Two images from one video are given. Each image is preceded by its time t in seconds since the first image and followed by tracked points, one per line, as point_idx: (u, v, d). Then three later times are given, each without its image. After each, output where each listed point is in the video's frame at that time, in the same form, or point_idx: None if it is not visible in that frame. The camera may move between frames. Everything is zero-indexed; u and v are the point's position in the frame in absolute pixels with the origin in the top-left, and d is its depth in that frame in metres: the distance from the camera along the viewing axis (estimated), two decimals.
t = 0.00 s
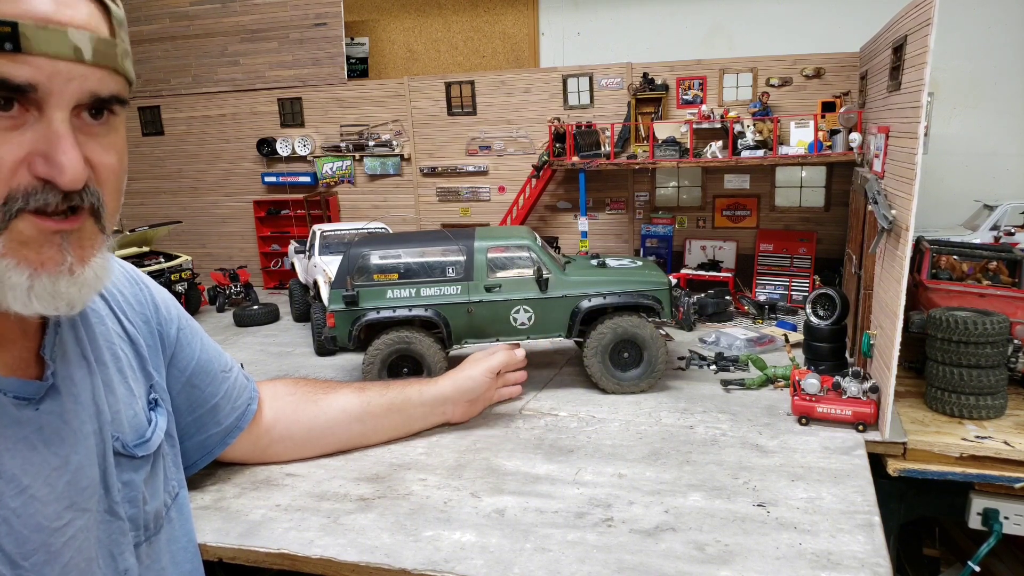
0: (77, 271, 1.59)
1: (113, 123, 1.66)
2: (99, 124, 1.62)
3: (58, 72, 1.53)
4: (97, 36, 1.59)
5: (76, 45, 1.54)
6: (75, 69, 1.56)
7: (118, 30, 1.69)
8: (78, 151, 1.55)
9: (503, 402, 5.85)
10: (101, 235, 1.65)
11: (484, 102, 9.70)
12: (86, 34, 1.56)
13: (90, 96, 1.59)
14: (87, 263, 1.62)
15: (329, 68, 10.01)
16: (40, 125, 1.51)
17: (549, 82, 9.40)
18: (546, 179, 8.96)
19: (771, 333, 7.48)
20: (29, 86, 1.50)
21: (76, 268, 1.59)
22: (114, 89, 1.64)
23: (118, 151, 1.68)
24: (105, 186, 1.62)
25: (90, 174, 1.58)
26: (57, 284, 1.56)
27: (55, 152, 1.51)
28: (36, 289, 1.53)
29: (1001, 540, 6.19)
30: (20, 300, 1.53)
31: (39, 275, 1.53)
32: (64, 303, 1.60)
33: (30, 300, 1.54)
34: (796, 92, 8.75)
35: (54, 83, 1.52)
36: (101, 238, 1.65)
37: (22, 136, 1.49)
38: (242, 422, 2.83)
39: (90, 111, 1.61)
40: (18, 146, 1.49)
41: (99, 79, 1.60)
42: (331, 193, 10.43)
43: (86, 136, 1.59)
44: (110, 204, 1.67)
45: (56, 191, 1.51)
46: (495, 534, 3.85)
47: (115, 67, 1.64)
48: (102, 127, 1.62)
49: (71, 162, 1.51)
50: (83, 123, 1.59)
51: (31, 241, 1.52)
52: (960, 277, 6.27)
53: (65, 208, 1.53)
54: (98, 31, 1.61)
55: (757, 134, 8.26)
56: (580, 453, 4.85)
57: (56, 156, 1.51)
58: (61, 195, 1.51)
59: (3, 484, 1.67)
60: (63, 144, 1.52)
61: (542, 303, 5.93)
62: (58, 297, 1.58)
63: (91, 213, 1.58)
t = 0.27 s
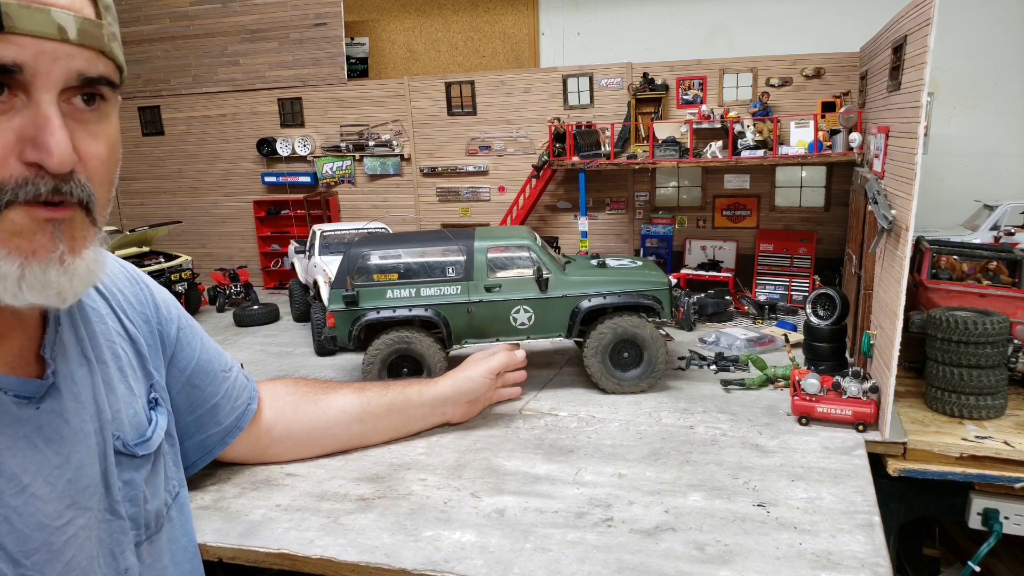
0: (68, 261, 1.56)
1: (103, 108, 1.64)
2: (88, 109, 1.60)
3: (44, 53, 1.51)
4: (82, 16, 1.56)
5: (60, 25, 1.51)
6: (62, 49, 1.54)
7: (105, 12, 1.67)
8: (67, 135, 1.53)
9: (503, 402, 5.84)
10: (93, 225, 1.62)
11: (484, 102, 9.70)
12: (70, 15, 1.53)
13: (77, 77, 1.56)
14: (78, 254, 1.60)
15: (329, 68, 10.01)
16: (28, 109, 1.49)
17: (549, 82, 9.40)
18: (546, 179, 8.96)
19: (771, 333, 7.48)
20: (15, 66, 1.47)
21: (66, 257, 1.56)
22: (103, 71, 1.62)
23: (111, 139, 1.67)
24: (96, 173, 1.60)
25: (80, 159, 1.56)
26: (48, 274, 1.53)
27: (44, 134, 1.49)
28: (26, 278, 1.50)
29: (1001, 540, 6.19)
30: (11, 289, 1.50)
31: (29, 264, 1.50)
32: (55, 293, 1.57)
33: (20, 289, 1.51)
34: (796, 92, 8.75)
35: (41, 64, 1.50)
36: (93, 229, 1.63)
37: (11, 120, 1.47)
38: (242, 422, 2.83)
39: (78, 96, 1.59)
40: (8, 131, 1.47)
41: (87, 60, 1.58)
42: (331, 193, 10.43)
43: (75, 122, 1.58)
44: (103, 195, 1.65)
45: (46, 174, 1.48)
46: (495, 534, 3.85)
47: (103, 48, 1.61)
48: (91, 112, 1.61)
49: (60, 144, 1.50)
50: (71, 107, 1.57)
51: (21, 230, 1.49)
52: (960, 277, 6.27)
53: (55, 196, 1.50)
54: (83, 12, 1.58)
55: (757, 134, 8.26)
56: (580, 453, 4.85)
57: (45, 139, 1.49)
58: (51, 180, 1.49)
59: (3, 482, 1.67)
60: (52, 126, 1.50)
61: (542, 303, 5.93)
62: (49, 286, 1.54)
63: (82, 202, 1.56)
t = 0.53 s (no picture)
0: (58, 257, 1.57)
1: (92, 115, 1.62)
2: (76, 115, 1.59)
3: (33, 62, 1.49)
4: (72, 25, 1.54)
5: (49, 34, 1.49)
6: (49, 59, 1.51)
7: (98, 18, 1.65)
8: (55, 143, 1.53)
9: (503, 402, 5.84)
10: (86, 221, 1.63)
11: (484, 102, 9.70)
12: (60, 24, 1.51)
13: (66, 86, 1.55)
14: (71, 250, 1.61)
15: (329, 68, 10.01)
16: (16, 115, 1.48)
17: (549, 82, 9.40)
18: (546, 179, 8.96)
19: (771, 333, 7.48)
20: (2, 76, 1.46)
21: (56, 254, 1.57)
22: (93, 80, 1.60)
23: (104, 141, 1.67)
24: (89, 171, 1.60)
25: (68, 162, 1.55)
26: (38, 270, 1.54)
27: (31, 142, 1.48)
28: (15, 275, 1.51)
29: (1001, 540, 6.19)
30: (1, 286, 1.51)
31: (19, 261, 1.51)
32: (47, 290, 1.58)
33: (10, 285, 1.52)
34: (795, 92, 8.75)
35: (29, 73, 1.49)
36: (86, 225, 1.64)
37: None
38: (241, 422, 2.82)
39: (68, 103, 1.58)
40: None
41: (76, 70, 1.56)
42: (331, 193, 10.43)
43: (65, 128, 1.57)
44: (99, 192, 1.66)
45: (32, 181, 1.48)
46: (495, 534, 3.85)
47: (93, 56, 1.59)
48: (80, 118, 1.59)
49: (46, 153, 1.49)
50: (60, 113, 1.56)
51: (11, 228, 1.50)
52: (960, 277, 6.27)
53: (43, 197, 1.51)
54: (73, 19, 1.56)
55: (757, 134, 8.26)
56: (581, 453, 4.85)
57: (31, 147, 1.48)
58: (38, 185, 1.49)
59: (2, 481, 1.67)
60: (39, 135, 1.49)
61: (542, 303, 5.93)
62: (40, 283, 1.55)
63: (71, 200, 1.56)
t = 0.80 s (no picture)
0: (74, 267, 1.57)
1: (102, 120, 1.62)
2: (88, 122, 1.58)
3: (47, 74, 1.49)
4: (82, 34, 1.55)
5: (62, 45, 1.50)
6: (63, 70, 1.52)
7: (104, 25, 1.65)
8: (69, 152, 1.52)
9: (503, 402, 5.84)
10: (95, 230, 1.63)
11: (484, 102, 9.70)
12: (71, 34, 1.52)
13: (78, 95, 1.55)
14: (84, 258, 1.61)
15: (329, 68, 10.01)
16: (31, 125, 1.48)
17: (549, 82, 9.39)
18: (546, 179, 8.96)
19: (771, 333, 7.49)
20: (16, 88, 1.45)
21: (72, 262, 1.57)
22: (103, 87, 1.61)
23: (110, 148, 1.66)
24: (96, 184, 1.60)
25: (80, 172, 1.55)
26: (56, 279, 1.53)
27: (47, 151, 1.48)
28: (35, 284, 1.50)
29: (1001, 540, 6.19)
30: (20, 297, 1.50)
31: (38, 271, 1.51)
32: (64, 299, 1.57)
33: (30, 297, 1.51)
34: (795, 92, 8.75)
35: (43, 84, 1.49)
36: (96, 234, 1.63)
37: (13, 136, 1.46)
38: (241, 422, 2.82)
39: (78, 110, 1.58)
40: (10, 147, 1.46)
41: (88, 79, 1.56)
42: (331, 193, 10.43)
43: (77, 137, 1.56)
44: (103, 198, 1.65)
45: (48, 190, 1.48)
46: (495, 534, 3.85)
47: (103, 64, 1.60)
48: (92, 124, 1.59)
49: (63, 160, 1.49)
50: (73, 121, 1.56)
51: (28, 238, 1.49)
52: (960, 277, 6.28)
53: (58, 206, 1.50)
54: (83, 28, 1.57)
55: (757, 134, 8.26)
56: (580, 453, 4.85)
57: (48, 156, 1.48)
58: (52, 194, 1.49)
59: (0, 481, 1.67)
60: (55, 144, 1.49)
61: (542, 303, 5.93)
62: (57, 292, 1.54)
63: (85, 209, 1.56)
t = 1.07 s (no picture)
0: (70, 266, 1.57)
1: (101, 120, 1.62)
2: (87, 122, 1.58)
3: (45, 72, 1.49)
4: (81, 32, 1.55)
5: (60, 43, 1.50)
6: (61, 68, 1.52)
7: (104, 24, 1.65)
8: (67, 151, 1.52)
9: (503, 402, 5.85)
10: (93, 230, 1.63)
11: (484, 102, 9.70)
12: (70, 32, 1.52)
13: (75, 94, 1.55)
14: (80, 258, 1.61)
15: (329, 68, 10.01)
16: (28, 124, 1.48)
17: (549, 82, 9.40)
18: (546, 179, 8.96)
19: (771, 333, 7.49)
20: (13, 85, 1.46)
21: (68, 262, 1.57)
22: (101, 86, 1.61)
23: (109, 148, 1.65)
24: (96, 184, 1.59)
25: (80, 171, 1.55)
26: (51, 278, 1.53)
27: (44, 151, 1.48)
28: (29, 283, 1.50)
29: (1001, 540, 6.19)
30: (15, 296, 1.50)
31: (33, 270, 1.51)
32: (60, 299, 1.57)
33: (24, 295, 1.51)
34: (796, 92, 8.75)
35: (40, 82, 1.49)
36: (94, 233, 1.63)
37: (10, 135, 1.46)
38: (242, 422, 2.82)
39: (77, 109, 1.58)
40: (7, 145, 1.46)
41: (86, 78, 1.56)
42: (331, 193, 10.43)
43: (75, 136, 1.56)
44: (103, 198, 1.64)
45: (45, 189, 1.48)
46: (495, 534, 3.85)
47: (102, 63, 1.60)
48: (90, 124, 1.59)
49: (60, 160, 1.49)
50: (70, 120, 1.56)
51: (24, 237, 1.49)
52: (960, 277, 6.28)
53: (55, 205, 1.50)
54: (81, 27, 1.57)
55: (757, 134, 8.26)
56: (580, 453, 4.85)
57: (44, 155, 1.48)
58: (49, 194, 1.49)
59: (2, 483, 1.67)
60: (52, 143, 1.49)
61: (542, 303, 5.93)
62: (52, 291, 1.54)
63: (83, 209, 1.56)
